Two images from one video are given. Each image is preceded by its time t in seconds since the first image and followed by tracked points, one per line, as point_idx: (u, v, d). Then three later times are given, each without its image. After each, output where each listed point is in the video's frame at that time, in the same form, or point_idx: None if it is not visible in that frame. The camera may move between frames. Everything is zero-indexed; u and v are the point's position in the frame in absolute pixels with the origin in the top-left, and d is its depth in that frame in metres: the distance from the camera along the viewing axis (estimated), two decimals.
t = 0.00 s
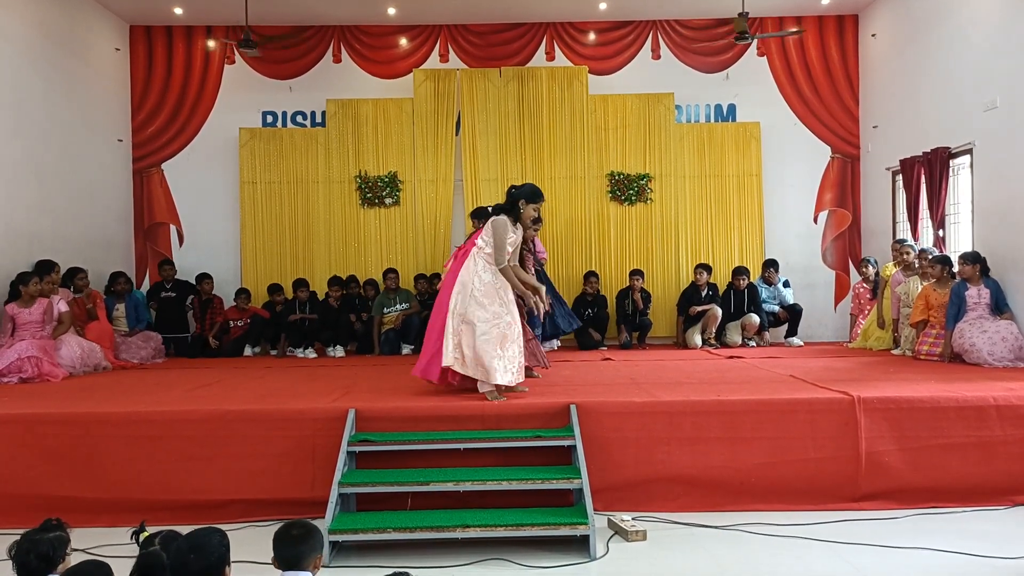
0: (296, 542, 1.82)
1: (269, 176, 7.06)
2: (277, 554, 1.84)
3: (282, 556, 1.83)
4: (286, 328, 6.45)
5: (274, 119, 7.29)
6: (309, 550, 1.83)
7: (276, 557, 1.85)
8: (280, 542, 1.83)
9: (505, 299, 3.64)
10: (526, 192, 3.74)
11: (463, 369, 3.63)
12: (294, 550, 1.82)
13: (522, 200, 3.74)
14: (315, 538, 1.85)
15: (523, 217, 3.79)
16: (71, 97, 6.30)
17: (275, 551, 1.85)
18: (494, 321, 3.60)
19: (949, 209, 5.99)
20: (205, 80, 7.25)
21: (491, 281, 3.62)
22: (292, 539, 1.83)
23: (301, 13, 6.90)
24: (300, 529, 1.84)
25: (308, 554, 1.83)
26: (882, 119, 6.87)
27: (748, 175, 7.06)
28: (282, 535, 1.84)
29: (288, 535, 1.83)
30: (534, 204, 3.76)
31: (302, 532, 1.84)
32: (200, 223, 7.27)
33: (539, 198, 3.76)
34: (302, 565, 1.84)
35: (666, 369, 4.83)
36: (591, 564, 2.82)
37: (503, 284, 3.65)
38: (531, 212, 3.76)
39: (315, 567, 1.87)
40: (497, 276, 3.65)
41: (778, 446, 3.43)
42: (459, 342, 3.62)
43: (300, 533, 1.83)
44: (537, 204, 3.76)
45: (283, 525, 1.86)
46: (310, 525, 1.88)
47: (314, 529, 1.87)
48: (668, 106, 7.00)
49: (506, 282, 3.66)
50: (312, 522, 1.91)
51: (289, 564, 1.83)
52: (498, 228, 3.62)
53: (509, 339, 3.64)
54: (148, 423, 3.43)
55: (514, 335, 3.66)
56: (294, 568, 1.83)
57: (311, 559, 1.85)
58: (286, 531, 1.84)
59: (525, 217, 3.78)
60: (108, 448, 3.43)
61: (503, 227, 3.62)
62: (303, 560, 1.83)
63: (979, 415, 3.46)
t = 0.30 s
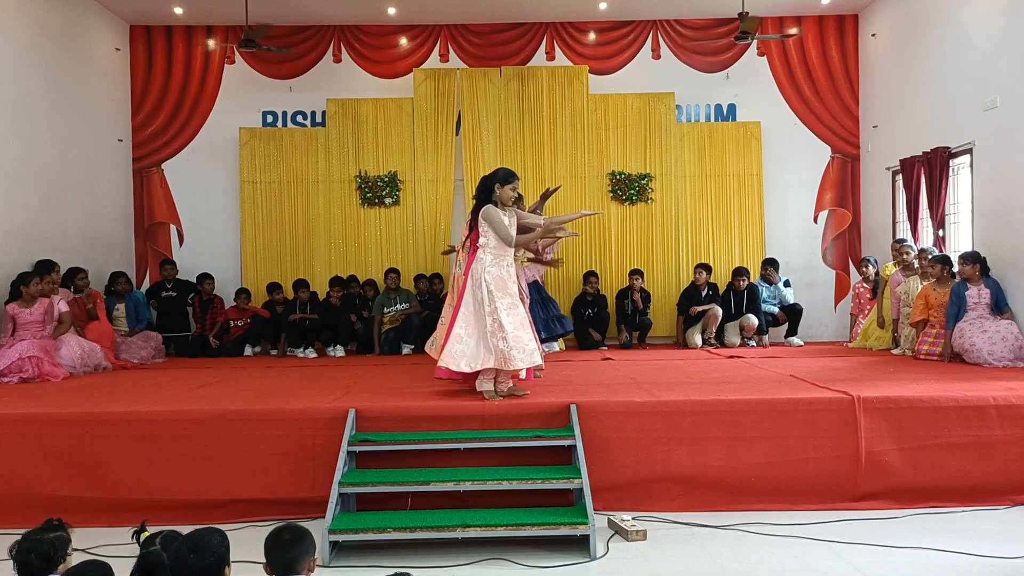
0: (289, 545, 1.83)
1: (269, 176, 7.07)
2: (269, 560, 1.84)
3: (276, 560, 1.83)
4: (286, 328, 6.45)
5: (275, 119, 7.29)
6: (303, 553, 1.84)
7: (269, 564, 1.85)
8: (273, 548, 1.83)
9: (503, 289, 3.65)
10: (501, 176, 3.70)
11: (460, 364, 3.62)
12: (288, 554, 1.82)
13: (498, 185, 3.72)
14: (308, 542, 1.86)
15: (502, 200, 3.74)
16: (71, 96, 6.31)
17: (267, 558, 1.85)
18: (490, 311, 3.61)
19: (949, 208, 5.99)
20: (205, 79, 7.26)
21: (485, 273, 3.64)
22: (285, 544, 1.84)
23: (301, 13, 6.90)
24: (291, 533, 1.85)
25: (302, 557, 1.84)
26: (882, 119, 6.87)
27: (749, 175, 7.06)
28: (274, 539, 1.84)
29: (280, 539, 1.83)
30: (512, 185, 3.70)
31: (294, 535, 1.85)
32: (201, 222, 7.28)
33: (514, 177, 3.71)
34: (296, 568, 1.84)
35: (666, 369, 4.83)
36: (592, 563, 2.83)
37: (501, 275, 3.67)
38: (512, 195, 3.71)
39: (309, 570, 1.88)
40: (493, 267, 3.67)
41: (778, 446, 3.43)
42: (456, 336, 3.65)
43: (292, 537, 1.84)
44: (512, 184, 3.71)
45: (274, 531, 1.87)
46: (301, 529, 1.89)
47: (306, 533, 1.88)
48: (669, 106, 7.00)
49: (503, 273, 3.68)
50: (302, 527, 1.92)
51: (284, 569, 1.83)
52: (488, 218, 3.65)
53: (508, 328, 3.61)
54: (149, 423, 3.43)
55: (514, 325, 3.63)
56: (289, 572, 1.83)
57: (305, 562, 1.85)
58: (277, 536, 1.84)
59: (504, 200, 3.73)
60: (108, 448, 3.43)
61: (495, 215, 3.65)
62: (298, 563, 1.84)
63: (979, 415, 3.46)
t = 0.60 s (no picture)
0: (288, 545, 1.83)
1: (269, 176, 7.07)
2: (270, 559, 1.84)
3: (277, 559, 1.82)
4: (286, 327, 6.45)
5: (275, 119, 7.29)
6: (303, 551, 1.84)
7: (270, 563, 1.85)
8: (272, 547, 1.83)
9: (510, 288, 3.65)
10: (496, 178, 3.80)
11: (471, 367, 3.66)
12: (287, 553, 1.82)
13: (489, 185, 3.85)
14: (307, 539, 1.86)
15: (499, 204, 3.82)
16: (71, 96, 6.31)
17: (267, 556, 1.85)
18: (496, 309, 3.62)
19: (949, 208, 6.00)
20: (205, 79, 7.26)
21: (492, 271, 3.65)
22: (284, 542, 1.83)
23: (301, 13, 6.90)
24: (290, 531, 1.85)
25: (302, 555, 1.84)
26: (882, 119, 6.87)
27: (748, 175, 7.06)
28: (273, 538, 1.84)
29: (279, 538, 1.83)
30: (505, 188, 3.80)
31: (293, 534, 1.84)
32: (201, 222, 7.28)
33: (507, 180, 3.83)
34: (296, 567, 1.83)
35: (666, 369, 4.83)
36: (591, 563, 2.83)
37: (507, 274, 3.66)
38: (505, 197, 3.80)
39: (309, 567, 1.88)
40: (499, 266, 3.66)
41: (778, 446, 3.43)
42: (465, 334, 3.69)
43: (291, 536, 1.84)
44: (505, 186, 3.82)
45: (273, 529, 1.87)
46: (300, 527, 1.89)
47: (305, 530, 1.87)
48: (669, 106, 7.00)
49: (510, 272, 3.68)
50: (300, 524, 1.91)
51: (284, 568, 1.83)
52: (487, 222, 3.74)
53: (513, 328, 3.62)
54: (148, 423, 3.43)
55: (520, 325, 3.63)
56: (289, 570, 1.83)
57: (304, 560, 1.85)
58: (276, 535, 1.84)
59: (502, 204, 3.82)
60: (108, 448, 3.43)
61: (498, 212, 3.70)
62: (298, 560, 1.83)
63: (978, 415, 3.46)
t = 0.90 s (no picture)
0: (290, 544, 1.82)
1: (269, 176, 7.07)
2: (271, 557, 1.84)
3: (278, 558, 1.82)
4: (286, 326, 6.47)
5: (275, 119, 7.29)
6: (304, 551, 1.84)
7: (273, 560, 1.84)
8: (275, 546, 1.83)
9: (505, 285, 3.67)
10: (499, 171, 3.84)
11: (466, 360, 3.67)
12: (289, 552, 1.82)
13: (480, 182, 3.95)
14: (310, 538, 1.86)
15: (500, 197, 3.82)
16: (71, 96, 6.31)
17: (269, 554, 1.85)
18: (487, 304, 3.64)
19: (950, 208, 5.99)
20: (205, 79, 7.26)
21: (490, 265, 3.67)
22: (287, 541, 1.83)
23: (302, 13, 6.90)
24: (293, 530, 1.84)
25: (304, 554, 1.83)
26: (882, 119, 6.87)
27: (749, 174, 7.06)
28: (275, 537, 1.84)
29: (281, 537, 1.83)
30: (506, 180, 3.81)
31: (295, 532, 1.84)
32: (201, 222, 7.28)
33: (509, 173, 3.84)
34: (298, 566, 1.83)
35: (666, 368, 4.82)
36: (592, 563, 2.83)
37: (504, 269, 3.68)
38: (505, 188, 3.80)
39: (310, 567, 1.87)
40: (497, 261, 3.69)
41: (778, 446, 3.43)
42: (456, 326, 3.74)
43: (294, 535, 1.84)
44: (507, 179, 3.84)
45: (275, 528, 1.86)
46: (303, 525, 1.88)
47: (308, 529, 1.87)
48: (669, 105, 7.00)
49: (508, 267, 3.70)
50: (303, 522, 1.91)
51: (287, 567, 1.82)
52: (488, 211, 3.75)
53: (502, 325, 3.63)
54: (148, 423, 3.43)
55: (508, 322, 3.65)
56: (292, 569, 1.83)
57: (306, 560, 1.84)
58: (279, 533, 1.84)
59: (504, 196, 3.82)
60: (108, 448, 3.43)
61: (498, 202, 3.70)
62: (300, 560, 1.83)
63: (979, 414, 3.46)
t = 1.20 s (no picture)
0: (289, 547, 1.82)
1: (269, 175, 7.06)
2: (271, 561, 1.83)
3: (278, 562, 1.81)
4: (286, 326, 6.46)
5: (275, 118, 7.29)
6: (304, 554, 1.83)
7: (271, 564, 1.83)
8: (275, 549, 1.82)
9: (509, 296, 3.65)
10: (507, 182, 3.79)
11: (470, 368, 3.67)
12: (288, 555, 1.81)
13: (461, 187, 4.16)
14: (310, 542, 1.85)
15: (510, 208, 3.82)
16: (71, 96, 6.31)
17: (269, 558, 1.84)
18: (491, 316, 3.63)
19: (949, 208, 5.99)
20: (205, 79, 7.25)
21: (494, 279, 3.67)
22: (287, 544, 1.82)
23: (302, 13, 6.90)
24: (293, 533, 1.84)
25: (304, 557, 1.82)
26: (882, 118, 6.87)
27: (749, 174, 7.06)
28: (275, 540, 1.83)
29: (281, 540, 1.82)
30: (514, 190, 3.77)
31: (296, 535, 1.84)
32: (201, 222, 7.28)
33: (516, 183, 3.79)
34: (298, 570, 1.82)
35: (666, 368, 4.82)
36: (592, 563, 2.83)
37: (509, 281, 3.67)
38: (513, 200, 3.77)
39: (310, 571, 1.86)
40: (501, 273, 3.68)
41: (778, 446, 3.43)
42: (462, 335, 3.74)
43: (294, 538, 1.83)
44: (515, 190, 3.78)
45: (275, 532, 1.85)
46: (303, 529, 1.88)
47: (308, 533, 1.87)
48: (669, 105, 7.00)
49: (513, 279, 3.68)
50: (303, 526, 1.91)
51: (286, 569, 1.82)
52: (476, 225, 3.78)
53: (506, 335, 3.61)
54: (148, 422, 3.43)
55: (515, 333, 3.61)
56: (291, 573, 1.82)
57: (306, 563, 1.84)
58: (279, 536, 1.83)
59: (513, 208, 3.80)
60: (108, 448, 3.43)
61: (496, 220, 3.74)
62: (299, 563, 1.82)
63: (979, 415, 3.46)
